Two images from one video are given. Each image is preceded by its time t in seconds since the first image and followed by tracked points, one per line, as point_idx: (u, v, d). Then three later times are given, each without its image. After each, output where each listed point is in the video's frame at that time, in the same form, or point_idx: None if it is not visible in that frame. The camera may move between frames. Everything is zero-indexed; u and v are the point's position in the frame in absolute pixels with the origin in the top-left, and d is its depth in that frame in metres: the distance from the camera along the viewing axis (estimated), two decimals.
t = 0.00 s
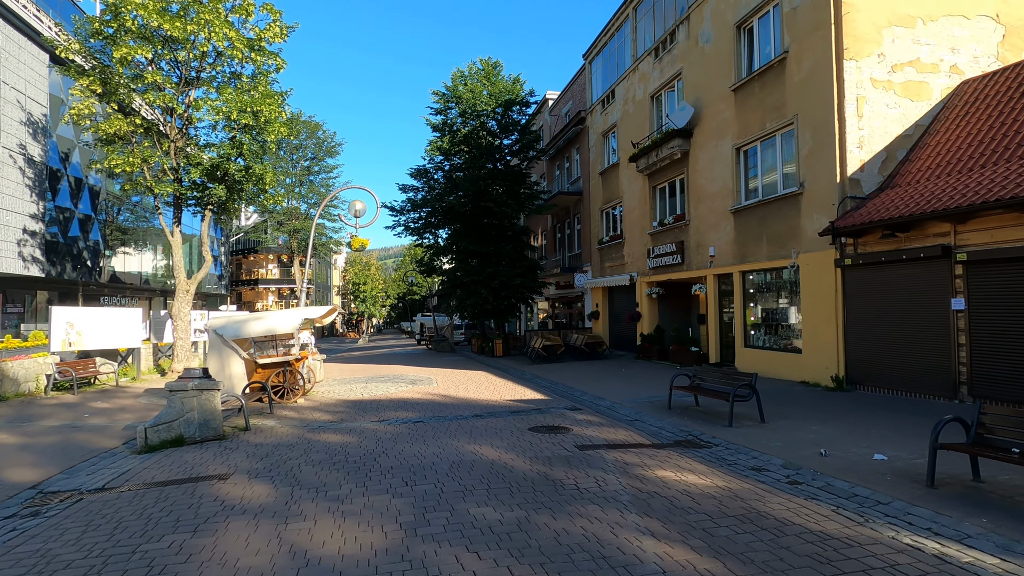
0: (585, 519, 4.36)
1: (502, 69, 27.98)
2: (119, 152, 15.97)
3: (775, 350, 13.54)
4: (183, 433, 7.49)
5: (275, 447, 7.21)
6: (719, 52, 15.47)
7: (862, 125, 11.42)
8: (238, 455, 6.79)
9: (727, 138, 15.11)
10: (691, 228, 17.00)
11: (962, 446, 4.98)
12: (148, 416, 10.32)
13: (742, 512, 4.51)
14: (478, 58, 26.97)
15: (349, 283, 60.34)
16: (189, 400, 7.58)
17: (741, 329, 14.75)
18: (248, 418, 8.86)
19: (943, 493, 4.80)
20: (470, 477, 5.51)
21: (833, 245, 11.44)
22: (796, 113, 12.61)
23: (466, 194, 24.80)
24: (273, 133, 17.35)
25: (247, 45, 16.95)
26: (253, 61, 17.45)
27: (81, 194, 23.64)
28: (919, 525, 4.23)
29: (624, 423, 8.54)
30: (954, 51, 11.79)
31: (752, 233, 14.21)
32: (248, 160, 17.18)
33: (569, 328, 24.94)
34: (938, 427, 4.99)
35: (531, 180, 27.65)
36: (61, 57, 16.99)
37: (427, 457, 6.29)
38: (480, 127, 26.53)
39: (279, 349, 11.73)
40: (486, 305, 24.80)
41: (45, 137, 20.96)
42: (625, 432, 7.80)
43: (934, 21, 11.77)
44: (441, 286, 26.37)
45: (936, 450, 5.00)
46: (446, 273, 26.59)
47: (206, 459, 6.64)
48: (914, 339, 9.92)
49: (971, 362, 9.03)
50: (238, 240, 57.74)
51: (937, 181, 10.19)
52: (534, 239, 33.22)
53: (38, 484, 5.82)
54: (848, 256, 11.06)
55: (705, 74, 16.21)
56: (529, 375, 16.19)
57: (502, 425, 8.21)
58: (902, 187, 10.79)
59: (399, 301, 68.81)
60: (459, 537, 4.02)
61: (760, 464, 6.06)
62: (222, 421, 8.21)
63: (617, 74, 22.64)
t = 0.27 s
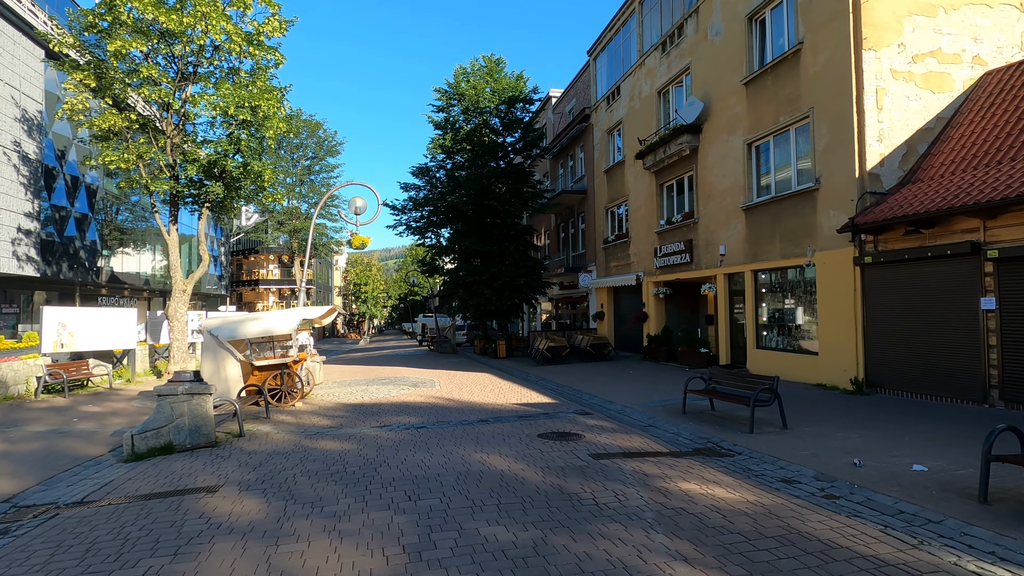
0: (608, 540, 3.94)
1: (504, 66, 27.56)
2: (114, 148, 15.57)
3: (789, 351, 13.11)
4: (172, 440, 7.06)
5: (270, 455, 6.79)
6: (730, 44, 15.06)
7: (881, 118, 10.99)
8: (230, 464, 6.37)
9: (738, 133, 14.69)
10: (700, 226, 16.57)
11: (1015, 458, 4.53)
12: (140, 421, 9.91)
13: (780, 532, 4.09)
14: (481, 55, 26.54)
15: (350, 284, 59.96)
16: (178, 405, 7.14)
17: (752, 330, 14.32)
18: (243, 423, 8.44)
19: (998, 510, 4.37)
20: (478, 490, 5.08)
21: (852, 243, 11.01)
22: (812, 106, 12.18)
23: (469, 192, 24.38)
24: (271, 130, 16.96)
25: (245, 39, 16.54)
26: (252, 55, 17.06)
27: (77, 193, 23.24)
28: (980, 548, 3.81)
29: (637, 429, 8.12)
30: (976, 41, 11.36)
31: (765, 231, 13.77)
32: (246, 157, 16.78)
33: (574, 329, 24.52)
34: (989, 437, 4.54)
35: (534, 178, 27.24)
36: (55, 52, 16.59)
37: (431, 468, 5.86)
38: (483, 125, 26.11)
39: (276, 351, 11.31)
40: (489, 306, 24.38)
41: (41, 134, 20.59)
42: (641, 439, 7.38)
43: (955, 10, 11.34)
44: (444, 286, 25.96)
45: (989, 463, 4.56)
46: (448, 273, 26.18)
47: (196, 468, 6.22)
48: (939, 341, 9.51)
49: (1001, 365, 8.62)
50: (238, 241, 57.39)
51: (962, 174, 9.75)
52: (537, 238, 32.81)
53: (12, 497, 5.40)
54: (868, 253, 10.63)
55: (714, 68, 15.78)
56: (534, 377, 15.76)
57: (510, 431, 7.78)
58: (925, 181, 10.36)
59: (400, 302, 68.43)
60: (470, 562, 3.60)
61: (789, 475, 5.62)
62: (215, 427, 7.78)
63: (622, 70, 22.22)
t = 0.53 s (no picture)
0: (641, 566, 3.50)
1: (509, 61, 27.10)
2: (110, 143, 15.16)
3: (806, 351, 12.66)
4: (161, 446, 6.62)
5: (265, 464, 6.34)
6: (743, 35, 14.60)
7: (906, 108, 10.53)
8: (222, 474, 5.93)
9: (752, 126, 14.23)
10: (711, 223, 16.11)
11: None
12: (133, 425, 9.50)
13: (834, 556, 3.64)
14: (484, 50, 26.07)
15: (351, 283, 59.58)
16: (168, 409, 6.69)
17: (767, 330, 13.86)
18: (238, 428, 8.01)
19: None
20: (491, 505, 4.63)
21: (875, 238, 10.55)
22: (831, 97, 11.72)
23: (472, 189, 23.94)
24: (270, 124, 16.54)
25: (244, 30, 16.11)
26: (251, 48, 16.63)
27: (74, 190, 22.86)
28: None
29: (655, 435, 7.67)
30: (1004, 28, 10.89)
31: (781, 227, 13.32)
32: (245, 152, 16.37)
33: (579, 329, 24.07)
34: None
35: (539, 175, 26.80)
36: (49, 44, 16.18)
37: (438, 478, 5.42)
38: (487, 121, 25.65)
39: (275, 351, 10.90)
40: (493, 305, 23.95)
41: (37, 130, 20.20)
42: (660, 446, 6.93)
43: None
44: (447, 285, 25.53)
45: None
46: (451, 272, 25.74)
47: (185, 478, 5.78)
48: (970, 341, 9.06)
49: None
50: (239, 240, 57.03)
51: (994, 166, 9.28)
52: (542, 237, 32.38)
53: None
54: (893, 250, 10.18)
55: (726, 60, 15.33)
56: (541, 378, 15.31)
57: (520, 437, 7.33)
58: (953, 174, 9.89)
59: (402, 302, 67.98)
60: None
61: (828, 487, 5.18)
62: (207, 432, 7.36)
63: (629, 64, 21.77)
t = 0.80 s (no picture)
0: None
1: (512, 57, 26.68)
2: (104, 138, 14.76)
3: (823, 352, 12.21)
4: (148, 453, 6.21)
5: (259, 473, 5.92)
6: (756, 25, 14.15)
7: (931, 98, 10.08)
8: (212, 484, 5.50)
9: (765, 119, 13.78)
10: (722, 220, 15.67)
11: None
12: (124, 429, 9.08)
13: None
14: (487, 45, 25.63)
15: (352, 284, 59.22)
16: (154, 415, 6.25)
17: (781, 330, 13.43)
18: (232, 433, 7.59)
19: None
20: (506, 523, 4.20)
21: (900, 234, 10.10)
22: (850, 88, 11.28)
23: (476, 187, 23.52)
24: (269, 120, 16.13)
25: (242, 23, 15.71)
26: (249, 41, 16.24)
27: (70, 188, 22.47)
28: None
29: (674, 441, 7.23)
30: None
31: (797, 223, 12.87)
32: (244, 148, 15.98)
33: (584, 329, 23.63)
34: None
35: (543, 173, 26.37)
36: (42, 37, 15.78)
37: (445, 491, 4.99)
38: (490, 117, 25.21)
39: (272, 353, 10.47)
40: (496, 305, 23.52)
41: (32, 127, 19.83)
42: (681, 453, 6.50)
43: None
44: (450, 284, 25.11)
45: None
46: (454, 271, 25.32)
47: (171, 490, 5.35)
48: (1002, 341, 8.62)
49: None
50: (239, 240, 56.68)
51: None
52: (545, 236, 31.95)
53: None
54: (919, 246, 9.73)
55: (738, 52, 14.89)
56: (547, 379, 14.87)
57: (531, 443, 6.91)
58: (982, 166, 9.44)
59: (403, 302, 67.57)
60: None
61: (872, 501, 4.75)
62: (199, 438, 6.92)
63: (635, 58, 21.32)
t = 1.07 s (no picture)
0: None
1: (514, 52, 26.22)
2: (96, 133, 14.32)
3: (839, 353, 11.79)
4: (130, 462, 5.78)
5: (249, 484, 5.48)
6: (768, 16, 13.71)
7: (955, 88, 9.66)
8: (197, 498, 5.06)
9: (778, 113, 13.35)
10: (732, 217, 15.24)
11: None
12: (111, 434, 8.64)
13: None
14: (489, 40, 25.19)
15: (352, 284, 58.81)
16: (138, 421, 5.80)
17: (795, 329, 12.99)
18: (223, 440, 7.16)
19: None
20: (520, 545, 3.77)
21: (924, 230, 9.67)
22: (869, 79, 10.85)
23: (478, 184, 23.08)
24: (266, 114, 15.69)
25: (238, 14, 15.26)
26: (246, 34, 15.81)
27: (64, 186, 22.03)
28: None
29: (692, 448, 6.80)
30: None
31: (811, 220, 12.44)
32: (240, 143, 15.55)
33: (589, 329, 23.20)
34: None
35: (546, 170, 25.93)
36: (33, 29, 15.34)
37: (451, 506, 4.55)
38: (492, 113, 24.77)
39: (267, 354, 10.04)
40: (499, 304, 23.09)
41: (25, 122, 19.42)
42: (702, 462, 6.07)
43: None
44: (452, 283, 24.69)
45: None
46: (455, 270, 24.90)
47: (153, 504, 4.91)
48: None
49: None
50: (239, 240, 56.32)
51: None
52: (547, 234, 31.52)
53: None
54: (944, 242, 9.31)
55: (749, 44, 14.46)
56: (552, 381, 14.43)
57: (541, 451, 6.48)
58: (1011, 158, 9.02)
59: (404, 303, 67.15)
60: None
61: (921, 519, 4.33)
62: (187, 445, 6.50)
63: (641, 53, 20.89)
